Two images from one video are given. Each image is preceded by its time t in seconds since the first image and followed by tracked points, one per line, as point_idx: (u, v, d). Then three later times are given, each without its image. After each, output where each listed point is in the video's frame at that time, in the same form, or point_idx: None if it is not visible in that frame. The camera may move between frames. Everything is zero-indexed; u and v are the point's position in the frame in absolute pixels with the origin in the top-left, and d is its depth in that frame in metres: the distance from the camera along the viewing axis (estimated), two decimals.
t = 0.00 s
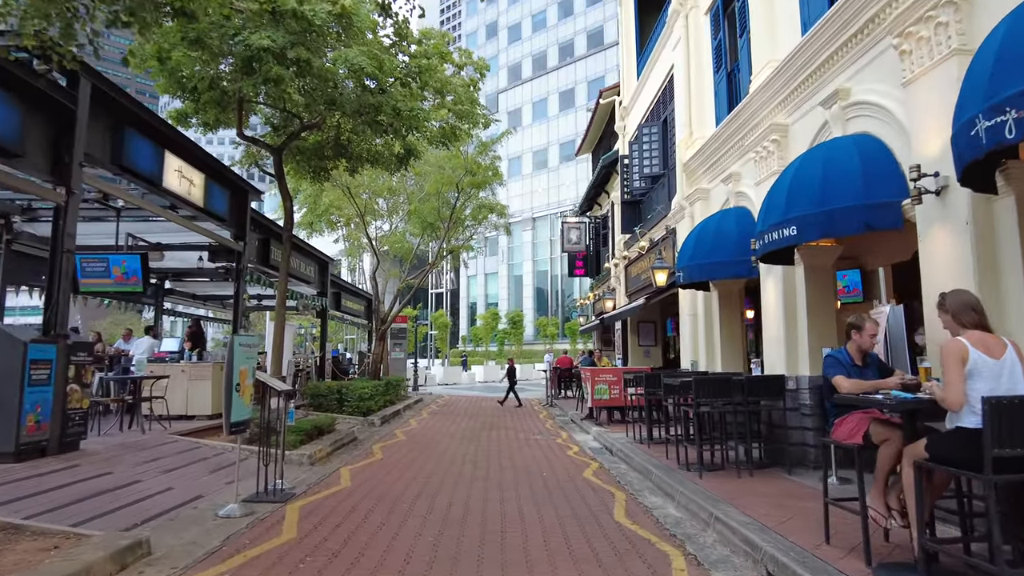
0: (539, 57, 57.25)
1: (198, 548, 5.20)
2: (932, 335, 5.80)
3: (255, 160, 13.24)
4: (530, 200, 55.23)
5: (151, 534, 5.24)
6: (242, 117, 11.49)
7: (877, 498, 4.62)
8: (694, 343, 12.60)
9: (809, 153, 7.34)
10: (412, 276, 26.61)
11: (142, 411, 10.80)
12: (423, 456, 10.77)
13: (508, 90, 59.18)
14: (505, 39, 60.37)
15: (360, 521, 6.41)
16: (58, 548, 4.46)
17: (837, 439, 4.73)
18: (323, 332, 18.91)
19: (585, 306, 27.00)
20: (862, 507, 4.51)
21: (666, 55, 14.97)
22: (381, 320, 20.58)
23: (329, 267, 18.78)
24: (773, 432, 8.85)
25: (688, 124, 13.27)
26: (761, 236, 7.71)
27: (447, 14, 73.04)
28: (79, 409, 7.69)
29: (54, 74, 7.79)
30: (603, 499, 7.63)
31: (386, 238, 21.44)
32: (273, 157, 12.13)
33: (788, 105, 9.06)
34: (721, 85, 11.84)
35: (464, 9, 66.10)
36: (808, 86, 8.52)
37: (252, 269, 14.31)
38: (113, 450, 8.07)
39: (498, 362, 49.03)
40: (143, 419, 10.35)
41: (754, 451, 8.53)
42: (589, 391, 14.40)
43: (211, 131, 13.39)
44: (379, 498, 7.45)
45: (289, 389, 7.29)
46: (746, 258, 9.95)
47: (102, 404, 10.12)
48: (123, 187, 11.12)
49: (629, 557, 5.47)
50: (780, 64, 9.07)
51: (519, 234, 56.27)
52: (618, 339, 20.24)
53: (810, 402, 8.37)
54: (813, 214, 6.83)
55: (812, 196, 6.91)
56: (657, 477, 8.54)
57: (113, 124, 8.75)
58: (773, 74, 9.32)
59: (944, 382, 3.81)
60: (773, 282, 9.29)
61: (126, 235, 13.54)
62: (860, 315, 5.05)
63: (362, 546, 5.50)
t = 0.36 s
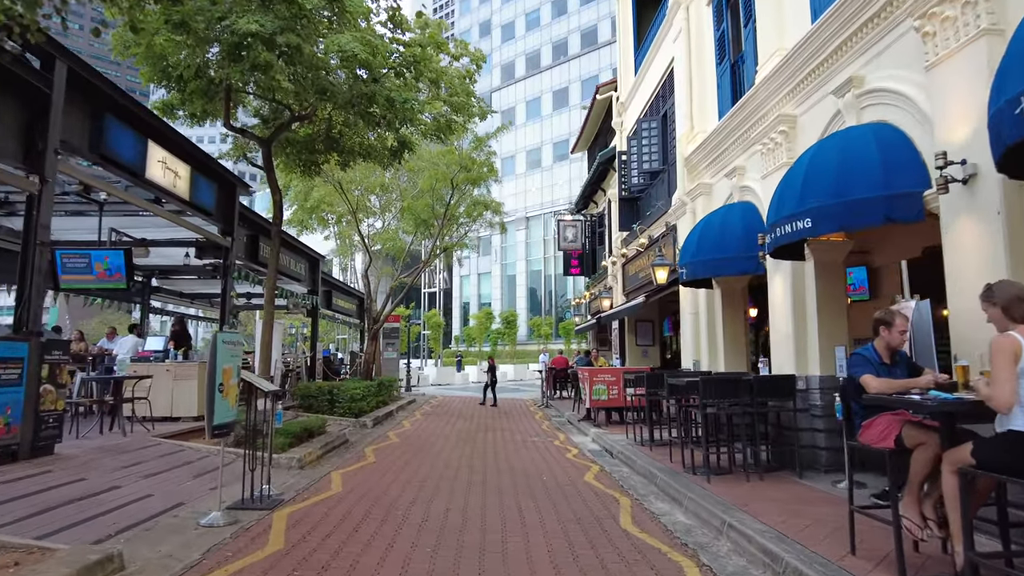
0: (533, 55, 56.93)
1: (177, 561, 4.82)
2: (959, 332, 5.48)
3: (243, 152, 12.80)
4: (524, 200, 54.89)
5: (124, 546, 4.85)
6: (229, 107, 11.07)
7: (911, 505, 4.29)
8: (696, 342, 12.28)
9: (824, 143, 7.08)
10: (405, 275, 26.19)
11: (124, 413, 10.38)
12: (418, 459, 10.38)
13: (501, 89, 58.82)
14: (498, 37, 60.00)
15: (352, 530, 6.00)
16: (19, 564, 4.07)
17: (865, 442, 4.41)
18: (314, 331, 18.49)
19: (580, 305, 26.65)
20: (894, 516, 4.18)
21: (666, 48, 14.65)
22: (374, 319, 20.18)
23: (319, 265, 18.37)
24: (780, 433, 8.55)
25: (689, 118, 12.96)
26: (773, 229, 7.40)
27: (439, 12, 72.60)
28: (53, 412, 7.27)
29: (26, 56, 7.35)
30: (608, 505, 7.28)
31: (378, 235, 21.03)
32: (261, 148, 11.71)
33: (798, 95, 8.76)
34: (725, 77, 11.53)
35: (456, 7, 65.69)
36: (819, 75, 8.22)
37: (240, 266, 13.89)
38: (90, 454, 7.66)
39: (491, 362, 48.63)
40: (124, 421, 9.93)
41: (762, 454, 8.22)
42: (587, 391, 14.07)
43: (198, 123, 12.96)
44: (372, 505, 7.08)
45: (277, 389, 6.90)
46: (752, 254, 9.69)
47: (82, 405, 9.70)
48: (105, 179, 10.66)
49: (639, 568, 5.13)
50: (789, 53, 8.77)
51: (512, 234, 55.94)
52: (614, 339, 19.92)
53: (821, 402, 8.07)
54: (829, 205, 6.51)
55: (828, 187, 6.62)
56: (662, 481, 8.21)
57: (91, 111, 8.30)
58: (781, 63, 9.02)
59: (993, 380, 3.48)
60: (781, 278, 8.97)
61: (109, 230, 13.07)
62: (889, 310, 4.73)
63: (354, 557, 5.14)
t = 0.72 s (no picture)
0: (524, 57, 56.68)
1: None
2: (984, 335, 5.19)
3: (228, 148, 12.37)
4: (514, 202, 54.59)
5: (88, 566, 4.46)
6: (213, 99, 10.65)
7: (945, 520, 3.98)
8: (694, 345, 11.98)
9: (834, 137, 6.76)
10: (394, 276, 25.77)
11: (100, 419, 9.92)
12: (409, 466, 9.99)
13: (492, 90, 58.53)
14: (489, 39, 59.72)
15: (339, 545, 5.64)
16: None
17: (894, 453, 4.12)
18: (302, 334, 18.05)
19: (572, 307, 26.36)
20: (928, 533, 3.86)
21: (663, 45, 14.38)
22: (362, 321, 19.76)
23: (307, 266, 17.94)
24: (785, 439, 8.25)
25: (688, 116, 12.69)
26: (781, 228, 7.13)
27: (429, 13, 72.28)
28: (20, 419, 6.84)
29: None
30: (608, 516, 6.95)
31: (367, 235, 20.61)
32: (246, 143, 11.29)
33: (804, 90, 8.49)
34: (725, 74, 11.26)
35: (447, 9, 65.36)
36: (827, 69, 7.95)
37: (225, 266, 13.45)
38: (59, 464, 7.22)
39: (481, 365, 48.23)
40: (100, 428, 9.47)
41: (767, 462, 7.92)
42: (581, 396, 13.74)
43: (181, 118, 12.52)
44: (360, 517, 6.69)
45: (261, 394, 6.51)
46: (753, 254, 9.35)
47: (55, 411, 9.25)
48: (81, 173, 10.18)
49: None
50: (795, 46, 8.50)
51: (502, 236, 55.63)
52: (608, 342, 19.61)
53: (828, 407, 7.77)
54: (842, 201, 6.22)
55: (839, 183, 6.32)
56: (664, 490, 7.88)
57: (65, 100, 7.83)
58: (787, 57, 8.74)
59: None
60: (786, 280, 8.69)
61: (87, 228, 12.60)
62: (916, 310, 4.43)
63: None
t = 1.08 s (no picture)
0: (516, 57, 56.28)
1: None
2: (1021, 333, 4.83)
3: (212, 140, 11.89)
4: (507, 202, 54.21)
5: None
6: (194, 89, 10.16)
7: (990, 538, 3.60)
8: (695, 346, 11.61)
9: (850, 125, 6.41)
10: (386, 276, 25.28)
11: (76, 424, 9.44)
12: (401, 472, 9.56)
13: (484, 91, 58.11)
14: (481, 39, 59.31)
15: (323, 560, 5.22)
16: None
17: (931, 463, 3.76)
18: (290, 334, 17.57)
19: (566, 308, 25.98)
20: (977, 553, 3.48)
21: (662, 38, 14.02)
22: (352, 322, 19.31)
23: (295, 264, 17.48)
24: (794, 443, 7.91)
25: (688, 110, 12.33)
26: (793, 222, 6.78)
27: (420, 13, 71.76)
28: None
29: None
30: (611, 527, 6.56)
31: (357, 234, 20.14)
32: (230, 135, 10.83)
33: (814, 79, 8.13)
34: (728, 65, 10.91)
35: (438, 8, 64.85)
36: (838, 56, 7.60)
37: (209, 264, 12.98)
38: (25, 474, 6.75)
39: (474, 367, 47.80)
40: (74, 434, 9.00)
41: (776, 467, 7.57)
42: (577, 398, 13.35)
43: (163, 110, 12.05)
44: (348, 529, 6.26)
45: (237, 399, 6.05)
46: (760, 251, 8.99)
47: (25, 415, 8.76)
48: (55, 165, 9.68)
49: None
50: (803, 33, 8.14)
51: (494, 237, 55.24)
52: (603, 343, 19.25)
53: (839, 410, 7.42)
54: (863, 193, 5.86)
55: (858, 172, 5.97)
56: (670, 499, 7.51)
57: (34, 85, 7.36)
58: (794, 44, 8.38)
59: None
60: (794, 278, 8.33)
61: (64, 225, 12.08)
62: (957, 304, 4.04)
63: None
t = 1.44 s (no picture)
0: (516, 57, 55.91)
1: None
2: None
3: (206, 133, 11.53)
4: (508, 203, 53.83)
5: None
6: (187, 78, 9.77)
7: None
8: (706, 346, 11.23)
9: (881, 111, 6.04)
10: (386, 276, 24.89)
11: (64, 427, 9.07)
12: (402, 477, 9.17)
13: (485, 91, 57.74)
14: (482, 39, 58.94)
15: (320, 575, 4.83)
16: None
17: (989, 471, 3.38)
18: (288, 335, 17.20)
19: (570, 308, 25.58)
20: None
21: (670, 30, 13.65)
22: (352, 322, 18.93)
23: (293, 263, 17.11)
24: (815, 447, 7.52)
25: (698, 103, 11.96)
26: (818, 214, 6.41)
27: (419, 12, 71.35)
28: None
29: None
30: (627, 538, 6.20)
31: (356, 233, 19.76)
32: (225, 127, 10.46)
33: (835, 66, 7.74)
34: (742, 55, 10.53)
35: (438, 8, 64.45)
36: (861, 41, 7.23)
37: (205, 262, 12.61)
38: (5, 481, 6.37)
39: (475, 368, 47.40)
40: (61, 438, 8.62)
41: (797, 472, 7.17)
42: (583, 400, 12.97)
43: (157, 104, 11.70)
44: (347, 540, 5.88)
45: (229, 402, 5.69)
46: (777, 247, 8.60)
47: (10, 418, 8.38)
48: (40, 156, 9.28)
49: None
50: (823, 18, 7.75)
51: (495, 237, 54.85)
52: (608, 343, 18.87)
53: (864, 412, 7.01)
54: (898, 180, 5.48)
55: (892, 159, 5.60)
56: (686, 507, 7.13)
57: (15, 71, 6.96)
58: (813, 30, 7.99)
59: None
60: (814, 274, 7.94)
61: (54, 221, 11.70)
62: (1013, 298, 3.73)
63: None
